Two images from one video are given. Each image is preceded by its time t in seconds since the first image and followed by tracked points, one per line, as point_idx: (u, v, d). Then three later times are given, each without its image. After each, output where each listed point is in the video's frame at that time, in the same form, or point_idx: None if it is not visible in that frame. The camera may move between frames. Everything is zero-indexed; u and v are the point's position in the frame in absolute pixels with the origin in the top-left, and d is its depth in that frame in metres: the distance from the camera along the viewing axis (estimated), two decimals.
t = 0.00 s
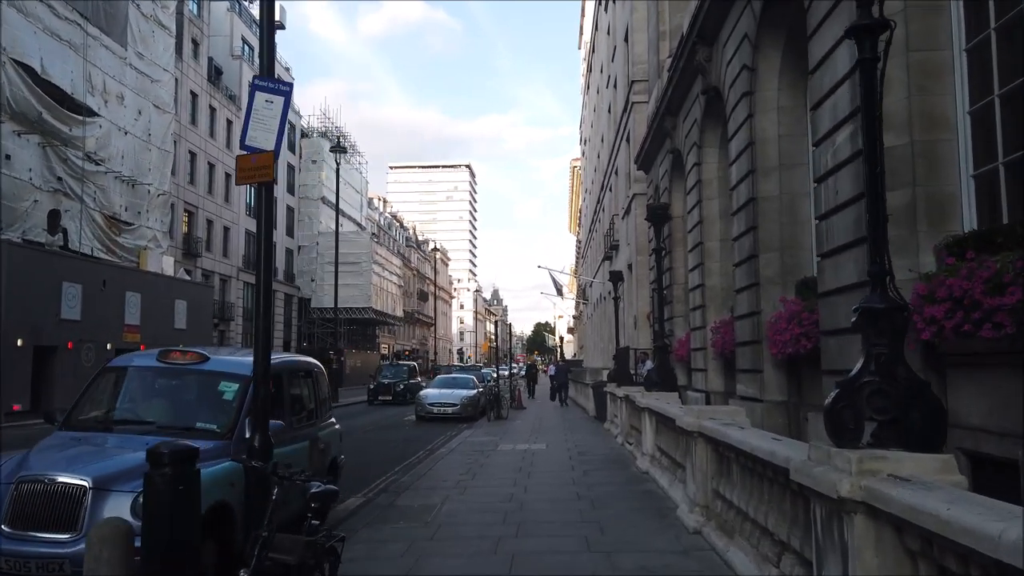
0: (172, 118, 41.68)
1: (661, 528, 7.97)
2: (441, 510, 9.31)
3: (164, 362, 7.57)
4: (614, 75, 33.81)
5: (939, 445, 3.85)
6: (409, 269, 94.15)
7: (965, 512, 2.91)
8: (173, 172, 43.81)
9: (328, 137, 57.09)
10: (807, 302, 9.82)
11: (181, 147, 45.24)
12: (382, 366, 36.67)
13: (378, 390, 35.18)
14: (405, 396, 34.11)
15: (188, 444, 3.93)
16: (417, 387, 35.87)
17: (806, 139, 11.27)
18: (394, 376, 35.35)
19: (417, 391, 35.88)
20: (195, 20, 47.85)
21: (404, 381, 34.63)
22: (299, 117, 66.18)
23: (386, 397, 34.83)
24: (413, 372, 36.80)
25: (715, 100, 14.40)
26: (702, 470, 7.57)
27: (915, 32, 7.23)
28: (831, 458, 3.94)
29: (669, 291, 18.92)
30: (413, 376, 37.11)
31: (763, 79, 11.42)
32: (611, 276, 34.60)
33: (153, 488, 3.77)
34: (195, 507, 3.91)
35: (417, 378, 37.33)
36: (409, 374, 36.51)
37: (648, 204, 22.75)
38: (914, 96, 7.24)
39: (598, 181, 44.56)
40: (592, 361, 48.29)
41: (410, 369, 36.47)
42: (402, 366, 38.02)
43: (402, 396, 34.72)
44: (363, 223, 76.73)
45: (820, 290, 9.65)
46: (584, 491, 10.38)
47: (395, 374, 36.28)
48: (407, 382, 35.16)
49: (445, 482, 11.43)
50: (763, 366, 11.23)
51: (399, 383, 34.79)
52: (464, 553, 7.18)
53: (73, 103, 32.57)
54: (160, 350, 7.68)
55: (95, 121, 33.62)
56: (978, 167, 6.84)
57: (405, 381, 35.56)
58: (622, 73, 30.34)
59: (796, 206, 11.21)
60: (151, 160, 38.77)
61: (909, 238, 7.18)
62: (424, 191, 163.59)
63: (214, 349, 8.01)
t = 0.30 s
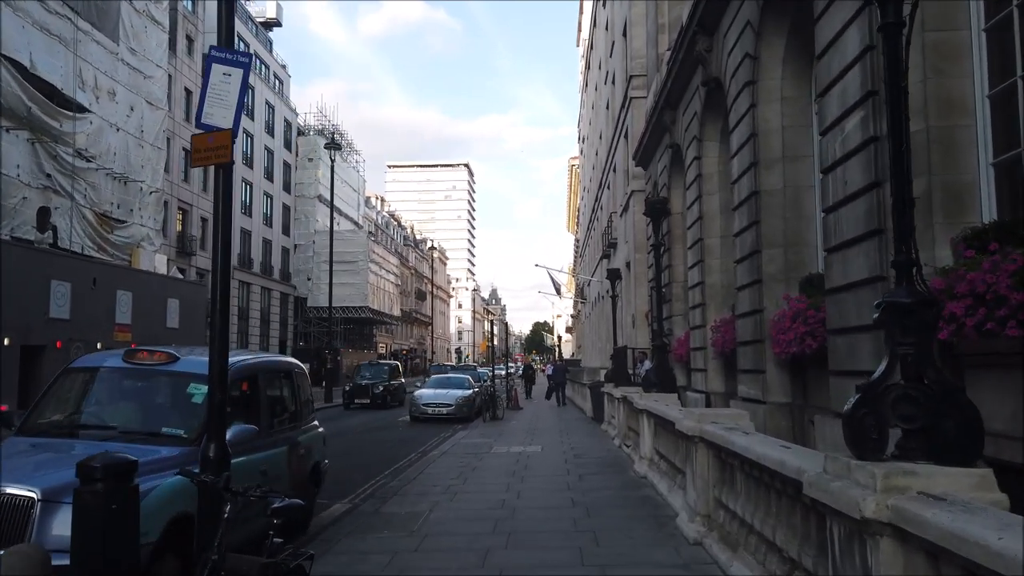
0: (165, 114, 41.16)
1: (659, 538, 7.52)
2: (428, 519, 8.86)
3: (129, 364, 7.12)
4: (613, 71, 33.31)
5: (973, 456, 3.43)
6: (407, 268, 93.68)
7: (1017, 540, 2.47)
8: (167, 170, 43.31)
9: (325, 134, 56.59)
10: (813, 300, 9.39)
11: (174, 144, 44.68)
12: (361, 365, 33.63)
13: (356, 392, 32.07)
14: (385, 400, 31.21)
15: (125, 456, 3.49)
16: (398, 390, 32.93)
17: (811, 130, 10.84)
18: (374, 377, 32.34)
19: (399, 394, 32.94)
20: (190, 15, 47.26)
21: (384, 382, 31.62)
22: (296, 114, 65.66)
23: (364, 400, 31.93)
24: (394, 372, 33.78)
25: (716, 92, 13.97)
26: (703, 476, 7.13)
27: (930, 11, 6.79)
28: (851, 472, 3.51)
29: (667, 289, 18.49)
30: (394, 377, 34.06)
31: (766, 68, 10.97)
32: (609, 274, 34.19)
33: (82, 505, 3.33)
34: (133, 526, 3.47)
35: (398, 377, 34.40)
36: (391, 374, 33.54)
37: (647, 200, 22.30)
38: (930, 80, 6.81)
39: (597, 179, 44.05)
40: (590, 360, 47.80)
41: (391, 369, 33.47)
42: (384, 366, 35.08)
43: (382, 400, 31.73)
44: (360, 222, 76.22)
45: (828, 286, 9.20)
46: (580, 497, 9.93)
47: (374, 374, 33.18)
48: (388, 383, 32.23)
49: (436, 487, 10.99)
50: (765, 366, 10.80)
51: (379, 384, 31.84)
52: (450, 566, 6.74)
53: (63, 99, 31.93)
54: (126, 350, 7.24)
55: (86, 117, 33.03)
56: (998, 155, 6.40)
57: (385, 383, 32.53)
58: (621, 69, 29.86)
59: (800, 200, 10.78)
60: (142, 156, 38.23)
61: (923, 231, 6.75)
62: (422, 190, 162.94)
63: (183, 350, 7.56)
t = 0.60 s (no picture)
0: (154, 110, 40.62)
1: (656, 547, 7.09)
2: (413, 526, 8.43)
3: (90, 362, 6.62)
4: (608, 67, 32.95)
5: (1018, 467, 3.01)
6: (402, 268, 93.17)
7: None
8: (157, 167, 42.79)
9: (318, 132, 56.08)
10: (817, 296, 8.98)
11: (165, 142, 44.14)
12: (333, 365, 30.51)
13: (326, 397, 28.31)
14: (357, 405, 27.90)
15: (43, 467, 3.07)
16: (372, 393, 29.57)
17: (815, 120, 10.44)
18: (344, 379, 29.07)
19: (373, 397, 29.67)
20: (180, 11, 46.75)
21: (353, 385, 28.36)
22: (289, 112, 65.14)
23: (333, 404, 28.82)
24: (370, 372, 30.59)
25: (714, 83, 13.55)
26: (704, 482, 6.71)
27: None
28: (877, 484, 3.09)
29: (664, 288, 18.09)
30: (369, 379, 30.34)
31: (768, 55, 10.54)
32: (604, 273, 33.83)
33: None
34: (51, 546, 3.04)
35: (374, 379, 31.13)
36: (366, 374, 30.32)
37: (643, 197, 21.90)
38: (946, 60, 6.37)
39: (592, 178, 43.71)
40: (586, 361, 46.66)
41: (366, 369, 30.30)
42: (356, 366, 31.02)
43: (351, 404, 28.48)
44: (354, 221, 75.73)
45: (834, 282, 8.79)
46: (573, 502, 9.50)
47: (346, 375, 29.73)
48: (359, 385, 28.95)
49: (423, 491, 10.55)
50: (766, 365, 10.39)
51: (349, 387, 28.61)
52: None
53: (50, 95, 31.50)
54: (88, 348, 6.75)
55: (73, 112, 32.51)
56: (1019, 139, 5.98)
57: (357, 385, 29.25)
58: (616, 64, 29.40)
59: (803, 193, 10.36)
60: (131, 153, 37.66)
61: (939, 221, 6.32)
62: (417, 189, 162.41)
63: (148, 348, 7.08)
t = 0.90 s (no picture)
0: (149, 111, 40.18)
1: (662, 569, 6.59)
2: (403, 541, 7.97)
3: (51, 369, 6.09)
4: (608, 66, 32.49)
5: None
6: (400, 270, 92.66)
7: None
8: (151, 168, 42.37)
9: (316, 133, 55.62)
10: (829, 298, 8.52)
11: (160, 142, 43.66)
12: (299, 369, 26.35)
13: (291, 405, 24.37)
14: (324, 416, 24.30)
15: None
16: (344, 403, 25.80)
17: (825, 115, 9.98)
18: (311, 385, 25.05)
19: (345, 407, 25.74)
20: (176, 11, 46.39)
21: (322, 393, 24.46)
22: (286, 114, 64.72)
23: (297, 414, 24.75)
24: (341, 379, 26.60)
25: (718, 78, 13.11)
26: (713, 499, 6.24)
27: None
28: (929, 520, 2.64)
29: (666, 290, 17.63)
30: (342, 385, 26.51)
31: (774, 48, 10.10)
32: (604, 276, 33.37)
33: None
34: None
35: (350, 386, 27.20)
36: (339, 379, 26.43)
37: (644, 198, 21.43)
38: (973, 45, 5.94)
39: (592, 179, 43.25)
40: (586, 365, 45.56)
41: (339, 374, 26.43)
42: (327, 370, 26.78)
43: (320, 415, 24.52)
44: (352, 222, 75.27)
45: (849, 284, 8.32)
46: (572, 517, 9.01)
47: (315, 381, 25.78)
48: (329, 393, 24.98)
49: (415, 503, 10.07)
50: (774, 371, 9.92)
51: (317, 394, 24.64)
52: None
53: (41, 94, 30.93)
54: (47, 354, 6.22)
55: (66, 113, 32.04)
56: None
57: (326, 393, 25.24)
58: (616, 63, 28.95)
59: (812, 191, 9.91)
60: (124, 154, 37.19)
61: (967, 218, 5.86)
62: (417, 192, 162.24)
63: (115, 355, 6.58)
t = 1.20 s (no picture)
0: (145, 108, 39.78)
1: None
2: (396, 550, 7.55)
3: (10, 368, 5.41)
4: (608, 63, 32.07)
5: None
6: (399, 270, 92.27)
7: None
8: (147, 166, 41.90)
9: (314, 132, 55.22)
10: (845, 294, 8.05)
11: (156, 140, 43.19)
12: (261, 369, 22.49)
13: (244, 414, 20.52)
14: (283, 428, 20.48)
15: None
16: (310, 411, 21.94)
17: (837, 103, 9.53)
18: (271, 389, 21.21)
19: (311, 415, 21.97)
20: (173, 8, 45.93)
21: (281, 399, 20.70)
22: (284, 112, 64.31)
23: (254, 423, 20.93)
24: (308, 381, 22.75)
25: (724, 68, 12.67)
26: (725, 507, 5.80)
27: None
28: (1005, 546, 2.22)
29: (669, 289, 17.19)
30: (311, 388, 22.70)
31: (784, 32, 9.65)
32: (604, 275, 32.97)
33: None
34: None
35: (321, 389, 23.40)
36: (305, 382, 22.59)
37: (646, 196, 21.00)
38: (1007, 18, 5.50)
39: (592, 178, 42.86)
40: (586, 366, 45.32)
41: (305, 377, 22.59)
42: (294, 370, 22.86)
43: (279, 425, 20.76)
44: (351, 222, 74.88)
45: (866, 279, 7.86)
46: (574, 525, 8.53)
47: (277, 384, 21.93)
48: (292, 397, 21.29)
49: (408, 509, 9.64)
50: (785, 371, 9.47)
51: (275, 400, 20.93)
52: None
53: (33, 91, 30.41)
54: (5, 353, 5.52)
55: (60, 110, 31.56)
56: None
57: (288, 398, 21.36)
58: (617, 59, 28.54)
59: (825, 182, 9.46)
60: (119, 152, 36.75)
61: (1001, 205, 5.42)
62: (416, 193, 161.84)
63: (81, 353, 6.00)
